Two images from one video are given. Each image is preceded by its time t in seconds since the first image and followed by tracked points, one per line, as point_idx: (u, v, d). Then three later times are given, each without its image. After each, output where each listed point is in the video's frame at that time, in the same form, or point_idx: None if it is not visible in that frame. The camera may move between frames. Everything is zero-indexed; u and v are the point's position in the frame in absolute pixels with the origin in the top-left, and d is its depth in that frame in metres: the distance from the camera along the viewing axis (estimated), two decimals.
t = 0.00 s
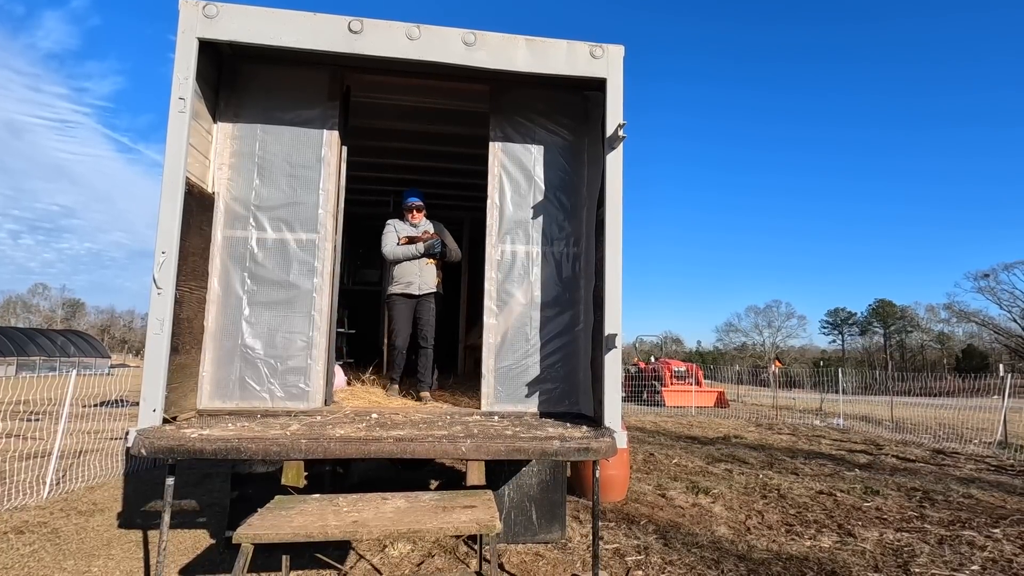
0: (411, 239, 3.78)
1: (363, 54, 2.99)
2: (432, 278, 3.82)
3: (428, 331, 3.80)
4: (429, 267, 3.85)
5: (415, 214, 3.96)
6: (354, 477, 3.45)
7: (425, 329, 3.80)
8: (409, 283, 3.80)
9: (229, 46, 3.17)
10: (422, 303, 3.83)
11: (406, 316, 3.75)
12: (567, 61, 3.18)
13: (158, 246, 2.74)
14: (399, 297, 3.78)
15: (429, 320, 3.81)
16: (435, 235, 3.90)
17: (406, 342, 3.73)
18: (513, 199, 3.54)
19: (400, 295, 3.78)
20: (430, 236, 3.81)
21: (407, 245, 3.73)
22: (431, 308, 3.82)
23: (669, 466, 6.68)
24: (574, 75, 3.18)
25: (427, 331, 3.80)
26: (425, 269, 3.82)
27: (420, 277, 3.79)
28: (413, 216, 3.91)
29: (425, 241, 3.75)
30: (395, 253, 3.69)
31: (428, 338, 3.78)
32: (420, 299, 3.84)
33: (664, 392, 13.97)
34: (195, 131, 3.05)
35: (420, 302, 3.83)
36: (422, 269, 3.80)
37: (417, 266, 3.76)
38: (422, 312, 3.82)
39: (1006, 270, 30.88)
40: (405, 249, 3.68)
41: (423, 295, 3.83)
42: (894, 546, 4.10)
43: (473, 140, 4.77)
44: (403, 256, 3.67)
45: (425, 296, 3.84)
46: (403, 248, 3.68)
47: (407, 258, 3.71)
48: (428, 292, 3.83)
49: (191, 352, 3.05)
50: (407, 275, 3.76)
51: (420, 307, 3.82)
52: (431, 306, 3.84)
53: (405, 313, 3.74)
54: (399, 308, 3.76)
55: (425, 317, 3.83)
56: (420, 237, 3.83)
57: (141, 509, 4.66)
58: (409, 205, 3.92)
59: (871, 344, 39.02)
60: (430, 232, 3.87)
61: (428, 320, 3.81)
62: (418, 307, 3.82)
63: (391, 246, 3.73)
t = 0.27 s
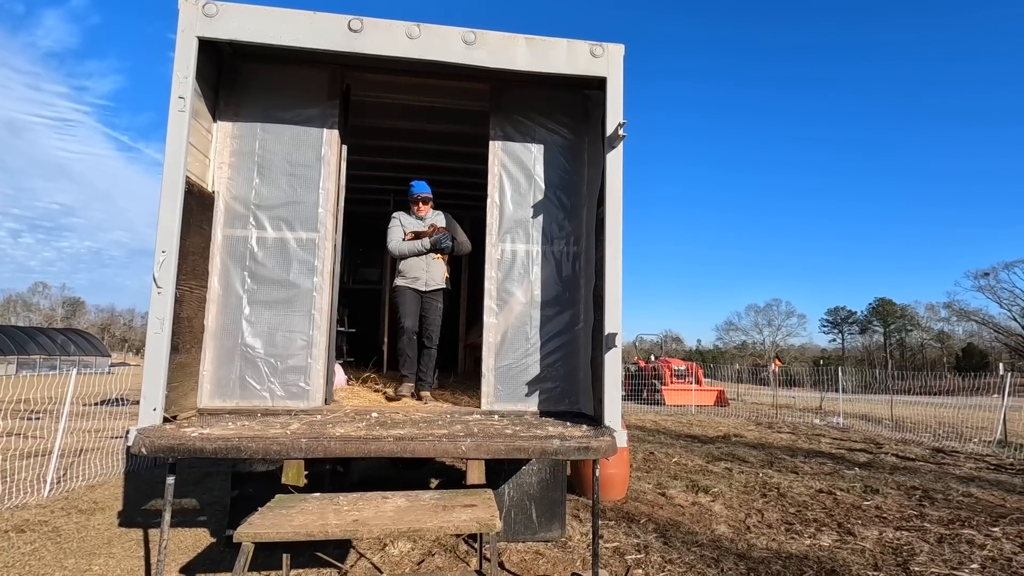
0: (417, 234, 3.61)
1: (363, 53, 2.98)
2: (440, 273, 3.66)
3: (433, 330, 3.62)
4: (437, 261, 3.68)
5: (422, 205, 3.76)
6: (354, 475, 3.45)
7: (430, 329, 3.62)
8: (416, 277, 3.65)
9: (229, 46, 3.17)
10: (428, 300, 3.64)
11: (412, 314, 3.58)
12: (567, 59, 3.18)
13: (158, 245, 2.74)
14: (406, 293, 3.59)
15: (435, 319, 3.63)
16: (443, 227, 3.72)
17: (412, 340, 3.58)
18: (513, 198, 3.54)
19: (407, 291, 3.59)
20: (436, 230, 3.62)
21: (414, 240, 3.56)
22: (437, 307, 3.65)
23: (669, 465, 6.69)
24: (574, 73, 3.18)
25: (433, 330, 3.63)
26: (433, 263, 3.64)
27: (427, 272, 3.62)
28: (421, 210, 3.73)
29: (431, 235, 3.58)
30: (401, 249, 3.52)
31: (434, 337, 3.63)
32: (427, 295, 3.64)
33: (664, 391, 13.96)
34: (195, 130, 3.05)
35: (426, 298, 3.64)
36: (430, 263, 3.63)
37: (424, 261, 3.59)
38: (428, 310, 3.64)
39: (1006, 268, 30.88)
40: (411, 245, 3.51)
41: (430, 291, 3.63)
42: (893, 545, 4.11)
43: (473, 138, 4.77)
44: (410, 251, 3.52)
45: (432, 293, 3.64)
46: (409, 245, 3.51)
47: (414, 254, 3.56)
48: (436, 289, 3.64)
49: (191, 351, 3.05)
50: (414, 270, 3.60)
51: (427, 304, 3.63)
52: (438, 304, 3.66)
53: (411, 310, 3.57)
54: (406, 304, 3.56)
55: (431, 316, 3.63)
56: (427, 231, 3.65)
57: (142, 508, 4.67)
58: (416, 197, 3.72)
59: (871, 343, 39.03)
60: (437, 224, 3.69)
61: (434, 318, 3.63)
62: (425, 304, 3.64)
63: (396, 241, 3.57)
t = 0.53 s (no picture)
0: (418, 230, 3.60)
1: (364, 52, 2.98)
2: (442, 270, 3.63)
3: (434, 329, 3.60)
4: (439, 258, 3.65)
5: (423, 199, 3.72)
6: (354, 474, 3.45)
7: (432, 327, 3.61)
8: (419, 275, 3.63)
9: (229, 44, 3.17)
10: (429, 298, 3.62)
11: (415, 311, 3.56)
12: (568, 58, 3.17)
13: (159, 244, 2.74)
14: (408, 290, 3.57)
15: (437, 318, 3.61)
16: (444, 223, 3.69)
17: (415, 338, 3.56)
18: (513, 197, 3.54)
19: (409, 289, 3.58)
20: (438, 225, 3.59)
21: (415, 236, 3.55)
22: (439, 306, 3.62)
23: (669, 464, 6.69)
24: (574, 72, 3.18)
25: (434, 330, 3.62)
26: (434, 261, 3.62)
27: (429, 270, 3.60)
28: (422, 204, 3.69)
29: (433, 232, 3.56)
30: (402, 246, 3.51)
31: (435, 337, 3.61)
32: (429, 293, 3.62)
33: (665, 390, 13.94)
34: (195, 129, 3.05)
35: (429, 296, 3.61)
36: (432, 261, 3.60)
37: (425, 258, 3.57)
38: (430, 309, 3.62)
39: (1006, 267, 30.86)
40: (412, 241, 3.50)
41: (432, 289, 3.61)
42: (893, 544, 4.11)
43: (473, 137, 4.77)
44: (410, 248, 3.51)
45: (434, 291, 3.61)
46: (410, 241, 3.50)
47: (415, 251, 3.55)
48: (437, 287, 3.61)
49: (192, 350, 3.05)
50: (416, 268, 3.58)
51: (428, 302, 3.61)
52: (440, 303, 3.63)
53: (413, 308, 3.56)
54: (407, 302, 3.54)
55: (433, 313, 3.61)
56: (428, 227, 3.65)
57: (142, 507, 4.67)
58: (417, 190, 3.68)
59: (871, 342, 39.02)
60: (438, 220, 3.67)
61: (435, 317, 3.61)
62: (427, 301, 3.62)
63: (398, 237, 3.57)
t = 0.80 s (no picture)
0: (414, 218, 3.40)
1: (364, 50, 2.98)
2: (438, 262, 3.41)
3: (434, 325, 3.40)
4: (434, 249, 3.43)
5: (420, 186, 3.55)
6: (354, 473, 3.45)
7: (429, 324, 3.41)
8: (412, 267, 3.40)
9: (229, 43, 3.16)
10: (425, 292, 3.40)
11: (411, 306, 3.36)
12: (568, 56, 3.17)
13: (159, 242, 2.74)
14: (402, 284, 3.36)
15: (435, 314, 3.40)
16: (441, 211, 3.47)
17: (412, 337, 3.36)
18: (514, 195, 3.54)
19: (403, 283, 3.36)
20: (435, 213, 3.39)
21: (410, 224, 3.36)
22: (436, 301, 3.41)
23: (669, 462, 6.70)
24: (575, 70, 3.17)
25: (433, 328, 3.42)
26: (430, 252, 3.39)
27: (424, 261, 3.37)
28: (419, 191, 3.52)
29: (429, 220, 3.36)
30: (396, 233, 3.30)
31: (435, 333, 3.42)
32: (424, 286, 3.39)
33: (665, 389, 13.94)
34: (195, 127, 3.04)
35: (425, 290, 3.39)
36: (427, 251, 3.38)
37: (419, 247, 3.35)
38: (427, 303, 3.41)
39: (1006, 266, 30.88)
40: (406, 229, 3.30)
41: (427, 282, 3.39)
42: (893, 542, 4.12)
43: (472, 136, 4.77)
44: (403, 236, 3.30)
45: (429, 284, 3.39)
46: (405, 228, 3.30)
47: (409, 240, 3.33)
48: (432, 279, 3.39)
49: (192, 348, 3.05)
50: (409, 258, 3.36)
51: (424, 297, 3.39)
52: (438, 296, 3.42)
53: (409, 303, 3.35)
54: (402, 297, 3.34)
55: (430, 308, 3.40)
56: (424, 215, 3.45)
57: (143, 505, 4.67)
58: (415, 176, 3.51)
59: (871, 340, 39.15)
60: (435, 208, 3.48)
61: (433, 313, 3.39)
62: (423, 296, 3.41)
63: (391, 225, 3.36)
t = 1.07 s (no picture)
0: (412, 210, 3.34)
1: (363, 47, 2.97)
2: (436, 256, 3.35)
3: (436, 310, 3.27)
4: (433, 242, 3.37)
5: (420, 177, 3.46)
6: (354, 471, 3.45)
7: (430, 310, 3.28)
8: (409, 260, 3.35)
9: (228, 40, 3.15)
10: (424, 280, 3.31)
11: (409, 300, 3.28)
12: (568, 53, 3.16)
13: (159, 240, 2.74)
14: (399, 279, 3.29)
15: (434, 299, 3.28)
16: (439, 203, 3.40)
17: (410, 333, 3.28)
18: (513, 193, 3.54)
19: (400, 278, 3.29)
20: (434, 206, 3.31)
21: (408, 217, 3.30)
22: (436, 285, 3.30)
23: (669, 460, 6.70)
24: (574, 67, 3.17)
25: (434, 314, 3.28)
26: (427, 245, 3.33)
27: (421, 255, 3.32)
28: (418, 182, 3.45)
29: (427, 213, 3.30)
30: (394, 227, 3.26)
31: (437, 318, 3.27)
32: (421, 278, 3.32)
33: (664, 387, 13.97)
34: (195, 125, 3.04)
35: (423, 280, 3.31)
36: (425, 245, 3.32)
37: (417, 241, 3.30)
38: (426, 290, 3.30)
39: (1006, 264, 30.88)
40: (405, 222, 3.24)
41: (424, 275, 3.31)
42: (892, 540, 4.12)
43: (472, 133, 4.76)
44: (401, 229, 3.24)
45: (428, 275, 3.31)
46: (402, 222, 3.25)
47: (405, 233, 3.27)
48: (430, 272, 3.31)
49: (192, 346, 3.05)
50: (406, 252, 3.30)
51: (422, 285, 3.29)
52: (437, 284, 3.32)
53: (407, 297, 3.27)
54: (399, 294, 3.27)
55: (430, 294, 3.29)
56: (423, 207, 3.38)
57: (143, 503, 4.67)
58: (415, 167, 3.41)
59: (870, 338, 39.17)
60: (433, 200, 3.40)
61: (433, 299, 3.27)
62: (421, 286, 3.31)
63: (389, 217, 3.30)
